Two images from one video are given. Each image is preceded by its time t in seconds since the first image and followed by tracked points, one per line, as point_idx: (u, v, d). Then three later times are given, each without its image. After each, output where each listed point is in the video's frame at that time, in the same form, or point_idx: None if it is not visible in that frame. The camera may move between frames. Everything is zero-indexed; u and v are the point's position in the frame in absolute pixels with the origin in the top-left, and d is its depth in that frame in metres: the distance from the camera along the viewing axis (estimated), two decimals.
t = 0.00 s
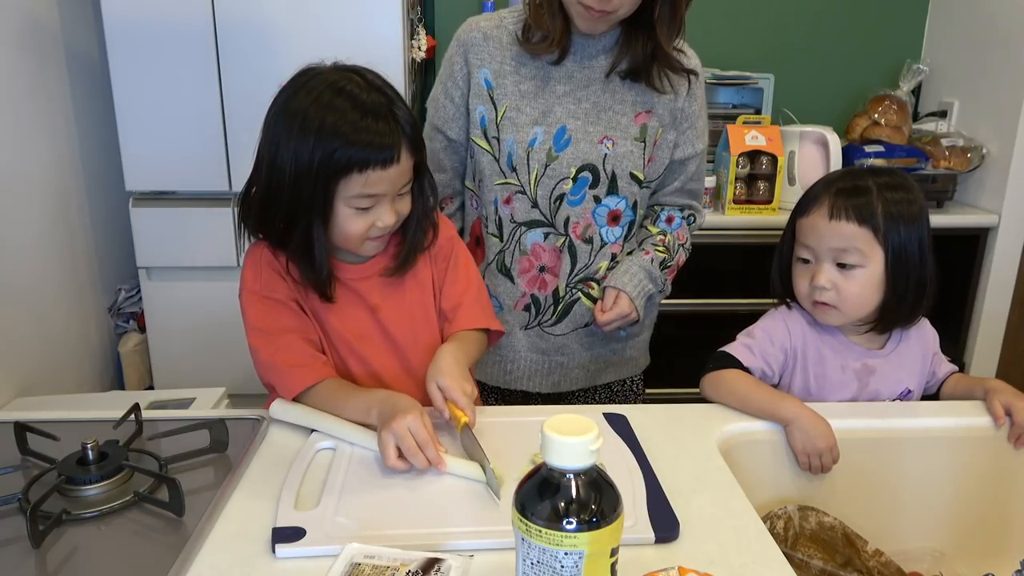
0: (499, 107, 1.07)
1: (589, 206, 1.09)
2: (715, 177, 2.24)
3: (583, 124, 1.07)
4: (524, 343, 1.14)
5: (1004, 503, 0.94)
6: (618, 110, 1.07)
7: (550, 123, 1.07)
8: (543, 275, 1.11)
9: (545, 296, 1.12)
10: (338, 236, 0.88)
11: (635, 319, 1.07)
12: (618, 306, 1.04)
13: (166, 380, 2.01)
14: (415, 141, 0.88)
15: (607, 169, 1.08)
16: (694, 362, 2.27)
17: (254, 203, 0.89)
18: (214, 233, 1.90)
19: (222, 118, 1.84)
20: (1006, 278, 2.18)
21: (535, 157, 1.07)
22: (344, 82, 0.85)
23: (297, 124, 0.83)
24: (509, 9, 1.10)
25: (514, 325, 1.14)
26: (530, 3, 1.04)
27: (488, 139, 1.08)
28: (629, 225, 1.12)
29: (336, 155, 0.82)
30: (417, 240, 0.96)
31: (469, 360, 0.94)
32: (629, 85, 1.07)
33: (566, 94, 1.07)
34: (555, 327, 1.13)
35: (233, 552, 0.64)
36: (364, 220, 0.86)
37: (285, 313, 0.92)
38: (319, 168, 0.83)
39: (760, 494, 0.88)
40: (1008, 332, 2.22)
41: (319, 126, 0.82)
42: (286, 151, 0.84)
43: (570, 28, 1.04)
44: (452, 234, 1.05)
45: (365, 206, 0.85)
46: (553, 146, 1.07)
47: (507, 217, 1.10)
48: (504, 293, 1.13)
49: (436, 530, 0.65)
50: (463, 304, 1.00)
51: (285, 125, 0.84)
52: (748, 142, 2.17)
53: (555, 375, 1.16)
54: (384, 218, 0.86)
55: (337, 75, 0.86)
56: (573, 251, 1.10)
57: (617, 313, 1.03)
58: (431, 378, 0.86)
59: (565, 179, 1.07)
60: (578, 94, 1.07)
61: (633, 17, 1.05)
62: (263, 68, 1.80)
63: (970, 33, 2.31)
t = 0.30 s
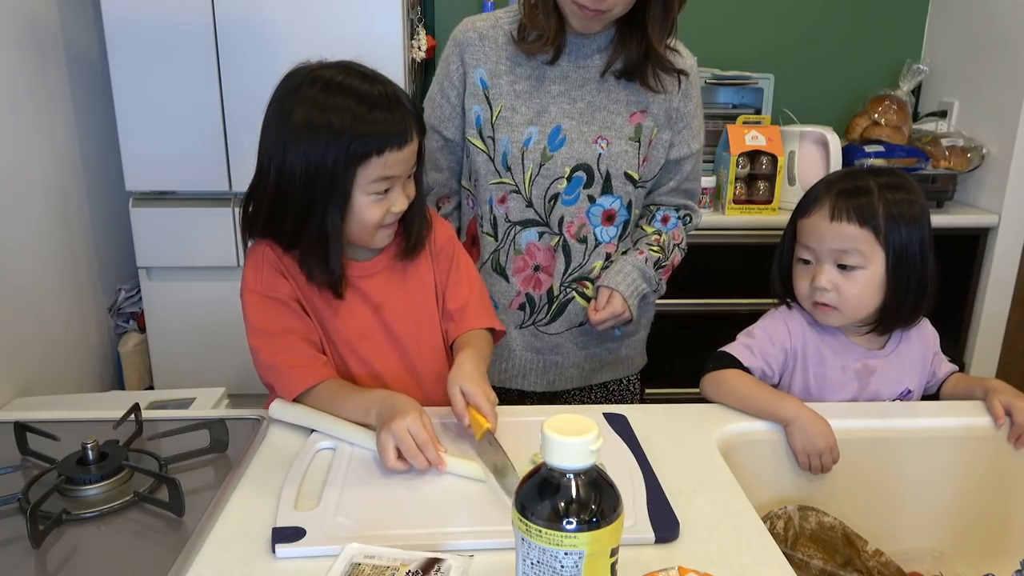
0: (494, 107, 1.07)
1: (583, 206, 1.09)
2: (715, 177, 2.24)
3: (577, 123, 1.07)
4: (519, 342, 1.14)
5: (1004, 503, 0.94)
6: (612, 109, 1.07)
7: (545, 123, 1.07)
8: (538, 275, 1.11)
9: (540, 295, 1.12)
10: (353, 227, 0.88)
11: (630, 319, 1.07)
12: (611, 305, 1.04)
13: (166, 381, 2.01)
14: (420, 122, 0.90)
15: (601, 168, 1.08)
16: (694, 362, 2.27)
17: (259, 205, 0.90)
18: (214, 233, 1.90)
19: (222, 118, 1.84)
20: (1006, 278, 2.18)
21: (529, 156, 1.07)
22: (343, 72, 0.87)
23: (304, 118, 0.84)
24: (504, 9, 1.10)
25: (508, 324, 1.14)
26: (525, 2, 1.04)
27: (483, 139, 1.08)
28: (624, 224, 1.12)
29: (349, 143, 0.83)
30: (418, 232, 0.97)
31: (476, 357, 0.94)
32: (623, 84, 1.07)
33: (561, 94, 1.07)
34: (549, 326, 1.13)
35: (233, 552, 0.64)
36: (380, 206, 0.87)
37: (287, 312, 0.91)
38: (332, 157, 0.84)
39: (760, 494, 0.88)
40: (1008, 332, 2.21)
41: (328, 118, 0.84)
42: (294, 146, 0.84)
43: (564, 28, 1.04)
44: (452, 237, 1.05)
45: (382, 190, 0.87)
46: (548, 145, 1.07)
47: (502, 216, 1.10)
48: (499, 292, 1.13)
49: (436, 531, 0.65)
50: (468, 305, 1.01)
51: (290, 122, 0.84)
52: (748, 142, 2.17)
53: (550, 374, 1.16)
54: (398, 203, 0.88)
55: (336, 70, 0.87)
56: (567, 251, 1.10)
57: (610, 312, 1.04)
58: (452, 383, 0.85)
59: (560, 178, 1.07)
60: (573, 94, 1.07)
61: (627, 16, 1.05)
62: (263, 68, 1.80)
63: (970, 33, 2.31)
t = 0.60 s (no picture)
0: (490, 107, 1.07)
1: (579, 205, 1.09)
2: (715, 177, 2.24)
3: (574, 123, 1.07)
4: (517, 342, 1.15)
5: (1004, 503, 0.94)
6: (608, 109, 1.07)
7: (541, 123, 1.07)
8: (535, 275, 1.12)
9: (537, 295, 1.12)
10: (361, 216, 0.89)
11: (625, 317, 1.07)
12: (607, 304, 1.04)
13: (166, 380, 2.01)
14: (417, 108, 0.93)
15: (598, 168, 1.08)
16: (695, 362, 2.27)
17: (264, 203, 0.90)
18: (214, 233, 1.90)
19: (222, 118, 1.84)
20: (1006, 278, 2.18)
21: (526, 156, 1.07)
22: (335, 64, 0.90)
23: (302, 110, 0.86)
24: (499, 9, 1.10)
25: (506, 324, 1.14)
26: (519, 2, 1.04)
27: (480, 139, 1.08)
28: (621, 223, 1.12)
29: (349, 128, 0.85)
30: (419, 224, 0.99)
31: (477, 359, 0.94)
32: (619, 83, 1.07)
33: (556, 94, 1.07)
34: (547, 326, 1.13)
35: (233, 552, 0.64)
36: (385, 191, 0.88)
37: (290, 313, 0.91)
38: (332, 143, 0.86)
39: (760, 493, 0.88)
40: (1008, 332, 2.22)
41: (325, 107, 0.86)
42: (295, 139, 0.86)
43: (559, 27, 1.04)
44: (458, 242, 1.07)
45: (385, 173, 0.88)
46: (544, 145, 1.07)
47: (499, 216, 1.10)
48: (496, 292, 1.13)
49: (436, 531, 0.65)
50: (474, 308, 1.01)
51: (286, 116, 0.86)
52: (748, 142, 2.17)
53: (548, 374, 1.16)
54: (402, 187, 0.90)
55: (328, 64, 0.89)
56: (564, 251, 1.10)
57: (606, 310, 1.04)
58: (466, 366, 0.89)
59: (556, 178, 1.07)
60: (569, 94, 1.07)
61: (621, 16, 1.06)
62: (262, 67, 1.80)
63: (970, 33, 2.31)
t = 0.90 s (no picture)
0: (487, 107, 1.07)
1: (577, 205, 1.09)
2: (715, 177, 2.24)
3: (571, 123, 1.07)
4: (514, 342, 1.15)
5: (1005, 504, 0.94)
6: (606, 109, 1.07)
7: (538, 122, 1.07)
8: (532, 275, 1.12)
9: (534, 295, 1.12)
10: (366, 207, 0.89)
11: (622, 317, 1.07)
12: (604, 304, 1.04)
13: (167, 380, 2.01)
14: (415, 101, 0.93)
15: (595, 167, 1.08)
16: (695, 362, 2.27)
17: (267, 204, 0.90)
18: (214, 233, 1.90)
19: (222, 118, 1.84)
20: (1006, 278, 2.18)
21: (523, 156, 1.07)
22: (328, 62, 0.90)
23: (300, 108, 0.86)
24: (497, 9, 1.10)
25: (503, 325, 1.14)
26: (515, 2, 1.04)
27: (477, 139, 1.08)
28: (618, 224, 1.12)
29: (347, 120, 0.86)
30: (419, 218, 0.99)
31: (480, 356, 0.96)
32: (616, 82, 1.07)
33: (553, 94, 1.07)
34: (544, 326, 1.13)
35: (233, 552, 0.64)
36: (387, 181, 0.89)
37: (296, 311, 0.91)
38: (332, 136, 0.86)
39: (760, 493, 0.88)
40: (1008, 332, 2.21)
41: (322, 102, 0.86)
42: (294, 136, 0.86)
43: (556, 27, 1.04)
44: (460, 246, 1.08)
45: (387, 163, 0.88)
46: (541, 145, 1.07)
47: (496, 216, 1.10)
48: (493, 292, 1.13)
49: (436, 531, 0.65)
50: (476, 309, 1.02)
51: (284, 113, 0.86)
52: (748, 142, 2.17)
53: (546, 374, 1.16)
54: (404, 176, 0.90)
55: (320, 62, 0.89)
56: (562, 251, 1.10)
57: (603, 310, 1.04)
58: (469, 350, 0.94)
59: (553, 178, 1.08)
60: (566, 94, 1.07)
61: (618, 15, 1.06)
62: (262, 67, 1.80)
63: (970, 33, 2.31)
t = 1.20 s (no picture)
0: (485, 106, 1.07)
1: (574, 205, 1.09)
2: (715, 177, 2.24)
3: (569, 122, 1.07)
4: (511, 342, 1.15)
5: (1005, 504, 0.94)
6: (603, 108, 1.07)
7: (535, 122, 1.07)
8: (530, 275, 1.11)
9: (531, 295, 1.12)
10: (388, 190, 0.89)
11: (620, 318, 1.07)
12: (601, 304, 1.04)
13: (167, 380, 2.01)
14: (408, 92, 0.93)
15: (593, 167, 1.08)
16: (695, 362, 2.27)
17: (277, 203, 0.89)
18: (214, 233, 1.90)
19: (221, 118, 1.84)
20: (1006, 278, 2.18)
21: (520, 156, 1.07)
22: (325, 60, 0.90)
23: (306, 102, 0.86)
24: (495, 9, 1.10)
25: (501, 325, 1.14)
26: (514, 2, 1.04)
27: (474, 138, 1.08)
28: (616, 224, 1.12)
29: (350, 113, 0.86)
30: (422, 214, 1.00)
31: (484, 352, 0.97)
32: (614, 82, 1.07)
33: (551, 93, 1.07)
34: (542, 326, 1.13)
35: (233, 552, 0.64)
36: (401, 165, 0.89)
37: (299, 312, 0.90)
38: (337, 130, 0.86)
39: (761, 495, 0.88)
40: (1008, 333, 2.21)
41: (319, 99, 0.86)
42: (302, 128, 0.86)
43: (554, 26, 1.04)
44: (461, 249, 1.09)
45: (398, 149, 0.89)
46: (538, 145, 1.07)
47: (494, 216, 1.10)
48: (490, 292, 1.13)
49: (436, 531, 0.65)
50: (475, 311, 1.04)
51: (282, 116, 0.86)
52: (748, 142, 2.17)
53: (543, 374, 1.16)
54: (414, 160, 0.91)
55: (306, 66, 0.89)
56: (559, 251, 1.10)
57: (600, 310, 1.04)
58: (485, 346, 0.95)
59: (551, 177, 1.07)
60: (563, 93, 1.07)
61: (617, 14, 1.06)
62: (262, 67, 1.80)
63: (970, 33, 2.31)
